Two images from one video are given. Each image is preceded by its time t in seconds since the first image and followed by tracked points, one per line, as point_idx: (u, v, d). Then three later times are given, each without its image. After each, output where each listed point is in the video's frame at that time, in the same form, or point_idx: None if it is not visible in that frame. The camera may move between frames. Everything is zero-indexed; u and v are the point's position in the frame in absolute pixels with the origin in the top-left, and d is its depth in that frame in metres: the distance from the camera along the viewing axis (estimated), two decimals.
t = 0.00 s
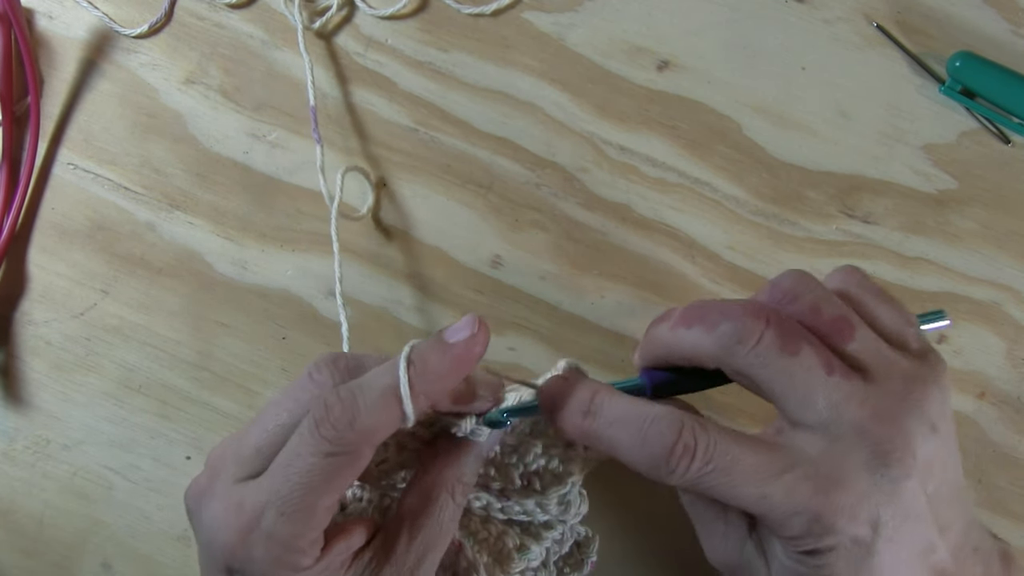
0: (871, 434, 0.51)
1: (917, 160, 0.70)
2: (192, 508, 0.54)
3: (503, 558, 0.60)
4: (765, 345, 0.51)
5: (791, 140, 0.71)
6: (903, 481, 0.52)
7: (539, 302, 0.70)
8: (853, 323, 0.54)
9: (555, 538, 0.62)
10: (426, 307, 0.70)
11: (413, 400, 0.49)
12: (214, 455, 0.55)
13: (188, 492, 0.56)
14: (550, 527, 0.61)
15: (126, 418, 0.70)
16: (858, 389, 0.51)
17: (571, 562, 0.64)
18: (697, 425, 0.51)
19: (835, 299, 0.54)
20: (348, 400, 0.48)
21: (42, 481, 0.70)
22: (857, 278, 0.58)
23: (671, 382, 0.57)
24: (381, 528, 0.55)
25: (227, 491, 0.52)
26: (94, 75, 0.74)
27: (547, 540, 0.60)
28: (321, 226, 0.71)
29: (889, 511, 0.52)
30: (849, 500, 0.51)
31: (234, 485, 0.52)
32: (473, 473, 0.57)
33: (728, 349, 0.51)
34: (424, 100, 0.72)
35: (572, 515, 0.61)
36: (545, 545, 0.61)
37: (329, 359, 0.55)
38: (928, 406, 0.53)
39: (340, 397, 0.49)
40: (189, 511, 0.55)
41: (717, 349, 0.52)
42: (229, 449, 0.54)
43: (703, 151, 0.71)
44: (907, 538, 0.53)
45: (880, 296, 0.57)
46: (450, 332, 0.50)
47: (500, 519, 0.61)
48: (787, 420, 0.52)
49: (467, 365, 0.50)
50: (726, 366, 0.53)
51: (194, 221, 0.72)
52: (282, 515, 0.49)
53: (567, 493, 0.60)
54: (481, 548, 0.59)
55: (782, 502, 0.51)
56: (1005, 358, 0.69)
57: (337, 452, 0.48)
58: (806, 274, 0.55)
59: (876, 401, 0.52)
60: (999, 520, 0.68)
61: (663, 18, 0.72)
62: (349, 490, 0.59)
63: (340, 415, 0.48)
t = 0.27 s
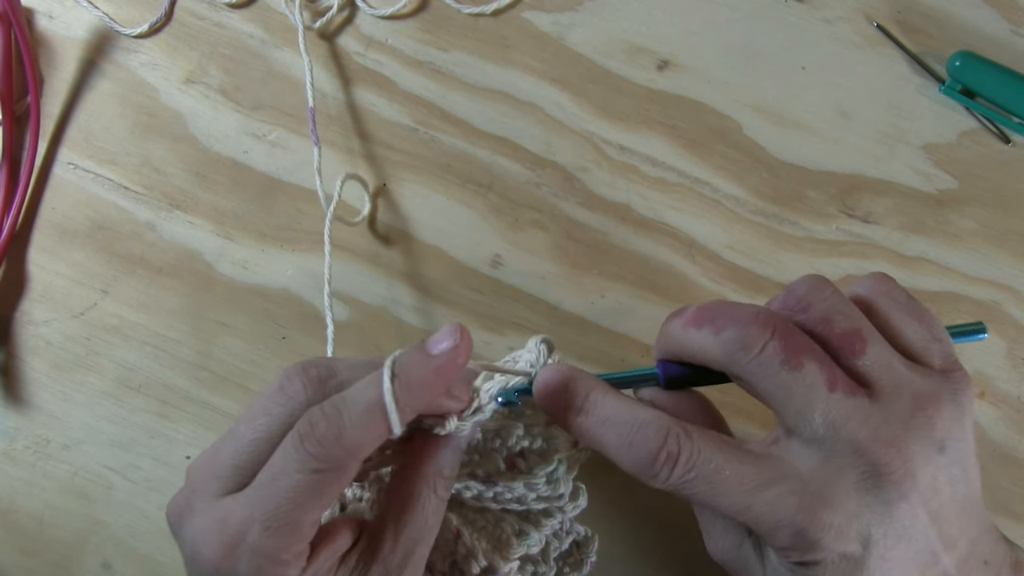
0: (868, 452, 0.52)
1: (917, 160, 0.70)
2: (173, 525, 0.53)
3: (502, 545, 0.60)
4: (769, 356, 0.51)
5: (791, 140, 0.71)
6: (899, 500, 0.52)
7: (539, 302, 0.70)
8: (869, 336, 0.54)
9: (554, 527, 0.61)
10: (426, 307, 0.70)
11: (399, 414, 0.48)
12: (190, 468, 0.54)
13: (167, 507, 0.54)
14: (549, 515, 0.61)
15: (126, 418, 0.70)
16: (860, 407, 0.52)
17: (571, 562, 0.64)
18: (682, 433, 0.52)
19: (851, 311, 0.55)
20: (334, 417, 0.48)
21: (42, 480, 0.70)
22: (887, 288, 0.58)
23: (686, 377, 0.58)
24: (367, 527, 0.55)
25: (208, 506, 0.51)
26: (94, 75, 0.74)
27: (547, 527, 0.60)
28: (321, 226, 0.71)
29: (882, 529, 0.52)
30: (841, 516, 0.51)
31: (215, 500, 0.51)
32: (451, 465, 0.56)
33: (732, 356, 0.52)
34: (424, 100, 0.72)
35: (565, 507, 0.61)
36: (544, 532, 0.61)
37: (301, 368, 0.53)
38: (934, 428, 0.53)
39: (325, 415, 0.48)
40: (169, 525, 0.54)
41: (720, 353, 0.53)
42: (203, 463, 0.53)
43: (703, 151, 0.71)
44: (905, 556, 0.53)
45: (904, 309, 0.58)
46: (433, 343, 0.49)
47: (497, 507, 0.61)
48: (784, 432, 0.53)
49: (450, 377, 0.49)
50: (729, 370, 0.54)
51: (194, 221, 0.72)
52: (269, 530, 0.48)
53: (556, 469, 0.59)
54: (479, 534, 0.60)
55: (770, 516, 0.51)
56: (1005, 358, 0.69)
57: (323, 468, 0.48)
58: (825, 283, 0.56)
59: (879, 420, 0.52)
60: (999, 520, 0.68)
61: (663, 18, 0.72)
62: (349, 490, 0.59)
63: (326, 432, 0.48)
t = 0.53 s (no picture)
0: (857, 461, 0.51)
1: (917, 160, 0.70)
2: (182, 539, 0.52)
3: (503, 543, 0.60)
4: (759, 361, 0.52)
5: (791, 139, 0.71)
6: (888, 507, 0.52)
7: (539, 301, 0.70)
8: (864, 345, 0.54)
9: (554, 525, 0.61)
10: (426, 307, 0.70)
11: (418, 427, 0.49)
12: (197, 482, 0.53)
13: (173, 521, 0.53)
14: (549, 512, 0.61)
15: (126, 418, 0.70)
16: (851, 416, 0.52)
17: (571, 561, 0.64)
18: (669, 434, 0.52)
19: (847, 319, 0.55)
20: (353, 433, 0.48)
21: (41, 480, 0.70)
22: (889, 296, 0.58)
23: (681, 377, 0.58)
24: (375, 528, 0.55)
25: (219, 520, 0.50)
26: (94, 75, 0.74)
27: (547, 525, 0.60)
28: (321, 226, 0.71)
29: (869, 537, 0.52)
30: (826, 523, 0.51)
31: (225, 513, 0.50)
32: (456, 465, 0.56)
33: (722, 359, 0.53)
34: (424, 100, 0.72)
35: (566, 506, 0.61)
36: (545, 531, 0.61)
37: (313, 380, 0.53)
38: (926, 440, 0.53)
39: (344, 430, 0.48)
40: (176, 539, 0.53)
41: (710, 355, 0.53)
42: (211, 477, 0.52)
43: (703, 151, 0.71)
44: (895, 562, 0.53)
45: (903, 318, 0.58)
46: (451, 356, 0.50)
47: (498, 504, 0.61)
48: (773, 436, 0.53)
49: (467, 389, 0.51)
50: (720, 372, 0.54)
51: (194, 220, 0.72)
52: (283, 544, 0.48)
53: (554, 462, 0.59)
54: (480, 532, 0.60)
55: (756, 520, 0.51)
56: (1005, 358, 0.69)
57: (341, 482, 0.48)
58: (821, 290, 0.56)
59: (869, 429, 0.52)
60: (999, 520, 0.68)
61: (663, 18, 0.72)
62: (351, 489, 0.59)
63: (345, 447, 0.48)
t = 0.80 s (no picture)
0: (841, 472, 0.52)
1: (917, 160, 0.70)
2: (180, 541, 0.52)
3: (503, 543, 0.60)
4: (742, 373, 0.52)
5: (791, 140, 0.71)
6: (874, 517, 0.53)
7: (539, 302, 0.70)
8: (851, 356, 0.54)
9: (555, 525, 0.61)
10: (426, 308, 0.70)
11: (418, 425, 0.49)
12: (194, 484, 0.53)
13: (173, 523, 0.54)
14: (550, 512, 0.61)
15: (126, 418, 0.70)
16: (836, 429, 0.52)
17: (571, 562, 0.64)
18: (653, 444, 0.52)
19: (835, 330, 0.55)
20: (353, 431, 0.48)
21: (42, 481, 0.70)
22: (881, 305, 0.58)
23: (672, 383, 0.58)
24: (375, 528, 0.55)
25: (218, 521, 0.50)
26: (94, 75, 0.74)
27: (547, 526, 0.60)
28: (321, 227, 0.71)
29: (852, 546, 0.53)
30: (809, 533, 0.52)
31: (225, 514, 0.50)
32: (454, 463, 0.56)
33: (706, 372, 0.53)
34: (424, 100, 0.72)
35: (566, 506, 0.61)
36: (545, 531, 0.60)
37: (307, 380, 0.53)
38: (913, 450, 0.54)
39: (342, 428, 0.49)
40: (176, 541, 0.53)
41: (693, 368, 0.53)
42: (208, 478, 0.52)
43: (703, 151, 0.71)
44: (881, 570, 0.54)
45: (894, 327, 0.57)
46: (451, 356, 0.51)
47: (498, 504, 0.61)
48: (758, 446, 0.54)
49: (466, 388, 0.51)
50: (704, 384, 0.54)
51: (194, 221, 0.72)
52: (283, 543, 0.48)
53: (552, 457, 0.59)
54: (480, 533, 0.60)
55: (740, 529, 0.52)
56: (1005, 359, 0.69)
57: (340, 481, 0.48)
58: (811, 299, 0.55)
59: (854, 441, 0.52)
60: (998, 520, 0.68)
61: (663, 18, 0.72)
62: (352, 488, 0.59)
63: (344, 446, 0.48)
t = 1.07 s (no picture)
0: (853, 463, 0.52)
1: (917, 160, 0.70)
2: (181, 541, 0.53)
3: (502, 539, 0.60)
4: (755, 365, 0.52)
5: (791, 140, 0.71)
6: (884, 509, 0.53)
7: (539, 302, 0.70)
8: (856, 347, 0.54)
9: (555, 523, 0.61)
10: (426, 308, 0.70)
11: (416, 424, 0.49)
12: (194, 484, 0.54)
13: (174, 523, 0.54)
14: (550, 510, 0.61)
15: (126, 418, 0.70)
16: (848, 420, 0.52)
17: (571, 562, 0.64)
18: (669, 443, 0.52)
19: (840, 323, 0.55)
20: (352, 433, 0.48)
21: (41, 481, 0.70)
22: (878, 299, 0.58)
23: (675, 386, 0.57)
24: (373, 527, 0.55)
25: (219, 522, 0.51)
26: (93, 75, 0.74)
27: (547, 523, 0.60)
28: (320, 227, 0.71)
29: (864, 538, 0.53)
30: (823, 527, 0.52)
31: (225, 515, 0.51)
32: (452, 461, 0.56)
33: (718, 365, 0.53)
34: (424, 100, 0.72)
35: (566, 504, 0.61)
36: (545, 528, 0.61)
37: (306, 381, 0.52)
38: (920, 441, 0.54)
39: (342, 430, 0.48)
40: (178, 541, 0.54)
41: (705, 360, 0.53)
42: (208, 478, 0.53)
43: (703, 151, 0.71)
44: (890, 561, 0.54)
45: (894, 321, 0.58)
46: (447, 353, 0.50)
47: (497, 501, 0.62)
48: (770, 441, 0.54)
49: (464, 386, 0.51)
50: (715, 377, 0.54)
51: (194, 221, 0.72)
52: (283, 545, 0.48)
53: (552, 454, 0.59)
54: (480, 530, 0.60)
55: (755, 525, 0.52)
56: (1005, 359, 0.69)
57: (341, 482, 0.48)
58: (814, 295, 0.56)
59: (865, 432, 0.52)
60: (998, 520, 0.68)
61: (663, 18, 0.72)
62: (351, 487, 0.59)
63: (344, 448, 0.48)
